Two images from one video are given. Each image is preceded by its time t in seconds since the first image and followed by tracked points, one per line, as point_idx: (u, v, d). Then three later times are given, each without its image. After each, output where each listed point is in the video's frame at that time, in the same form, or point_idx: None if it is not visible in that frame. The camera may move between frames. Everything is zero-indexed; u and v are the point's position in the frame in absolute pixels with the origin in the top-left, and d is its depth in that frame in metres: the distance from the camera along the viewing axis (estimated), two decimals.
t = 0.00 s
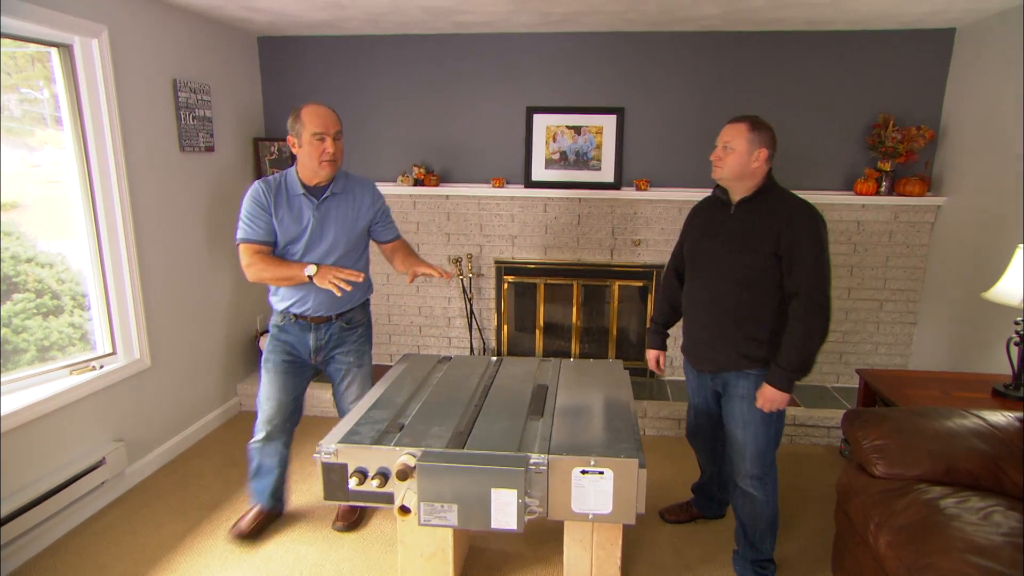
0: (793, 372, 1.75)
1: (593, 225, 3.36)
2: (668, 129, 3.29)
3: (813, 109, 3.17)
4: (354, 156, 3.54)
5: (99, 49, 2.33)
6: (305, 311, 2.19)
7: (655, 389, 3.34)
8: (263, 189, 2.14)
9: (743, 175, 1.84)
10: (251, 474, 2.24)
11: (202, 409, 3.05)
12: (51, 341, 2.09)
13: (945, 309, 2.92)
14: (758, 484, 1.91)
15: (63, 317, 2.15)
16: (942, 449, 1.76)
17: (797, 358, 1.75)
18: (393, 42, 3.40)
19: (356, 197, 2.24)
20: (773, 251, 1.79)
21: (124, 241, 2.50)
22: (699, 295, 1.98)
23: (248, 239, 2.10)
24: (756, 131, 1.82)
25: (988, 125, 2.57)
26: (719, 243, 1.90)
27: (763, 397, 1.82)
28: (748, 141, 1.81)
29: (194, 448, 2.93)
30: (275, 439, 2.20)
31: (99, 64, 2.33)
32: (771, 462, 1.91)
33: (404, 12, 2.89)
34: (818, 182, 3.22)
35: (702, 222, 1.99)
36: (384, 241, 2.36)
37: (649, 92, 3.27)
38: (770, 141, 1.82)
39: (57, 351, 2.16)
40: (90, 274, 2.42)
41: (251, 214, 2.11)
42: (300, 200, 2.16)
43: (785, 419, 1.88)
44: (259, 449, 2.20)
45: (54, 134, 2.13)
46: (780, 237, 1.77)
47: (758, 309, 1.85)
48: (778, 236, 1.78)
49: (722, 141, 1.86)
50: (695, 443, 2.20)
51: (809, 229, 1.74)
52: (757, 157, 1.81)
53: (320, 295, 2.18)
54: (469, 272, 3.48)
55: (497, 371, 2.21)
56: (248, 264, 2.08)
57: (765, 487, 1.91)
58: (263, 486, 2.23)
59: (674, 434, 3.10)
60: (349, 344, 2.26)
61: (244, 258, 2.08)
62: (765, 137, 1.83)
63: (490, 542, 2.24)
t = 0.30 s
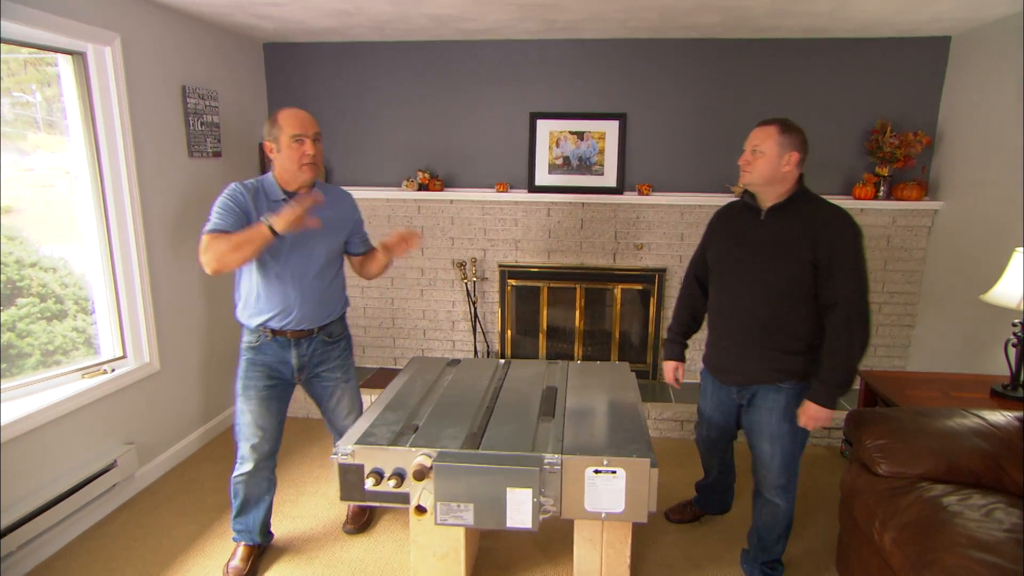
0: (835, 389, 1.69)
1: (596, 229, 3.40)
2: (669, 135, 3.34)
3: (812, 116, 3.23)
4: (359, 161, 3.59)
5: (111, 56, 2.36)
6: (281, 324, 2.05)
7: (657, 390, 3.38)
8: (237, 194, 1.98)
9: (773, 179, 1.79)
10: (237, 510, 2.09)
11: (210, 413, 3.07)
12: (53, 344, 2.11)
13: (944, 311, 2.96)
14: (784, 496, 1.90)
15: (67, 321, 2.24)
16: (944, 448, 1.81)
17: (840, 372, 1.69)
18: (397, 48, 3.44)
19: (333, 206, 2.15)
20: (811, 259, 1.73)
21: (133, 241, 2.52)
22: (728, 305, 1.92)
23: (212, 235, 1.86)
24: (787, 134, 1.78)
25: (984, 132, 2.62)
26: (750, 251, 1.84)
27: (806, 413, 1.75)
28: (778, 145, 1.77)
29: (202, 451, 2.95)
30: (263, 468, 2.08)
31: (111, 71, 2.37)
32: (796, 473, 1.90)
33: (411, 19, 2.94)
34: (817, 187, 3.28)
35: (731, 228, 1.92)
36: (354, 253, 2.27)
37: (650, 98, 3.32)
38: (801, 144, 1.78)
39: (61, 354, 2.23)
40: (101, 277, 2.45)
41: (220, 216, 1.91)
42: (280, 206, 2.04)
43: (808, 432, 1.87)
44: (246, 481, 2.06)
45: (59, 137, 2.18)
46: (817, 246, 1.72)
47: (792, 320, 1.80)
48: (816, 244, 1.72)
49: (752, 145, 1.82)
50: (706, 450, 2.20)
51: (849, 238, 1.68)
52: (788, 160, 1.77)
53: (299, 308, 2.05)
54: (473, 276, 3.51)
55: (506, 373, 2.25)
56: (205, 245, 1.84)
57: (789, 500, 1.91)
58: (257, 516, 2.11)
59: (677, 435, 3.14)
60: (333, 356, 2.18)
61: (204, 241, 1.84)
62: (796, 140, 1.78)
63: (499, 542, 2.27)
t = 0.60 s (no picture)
0: (869, 396, 1.71)
1: (599, 233, 3.45)
2: (670, 140, 3.40)
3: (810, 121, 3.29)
4: (364, 166, 3.63)
5: (126, 64, 2.42)
6: (269, 332, 1.93)
7: (659, 391, 3.43)
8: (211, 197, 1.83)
9: (796, 184, 1.78)
10: (244, 513, 2.09)
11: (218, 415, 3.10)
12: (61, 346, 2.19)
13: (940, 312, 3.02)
14: (803, 498, 1.91)
15: (71, 325, 2.31)
16: (944, 444, 1.86)
17: (875, 378, 1.70)
18: (402, 55, 3.48)
19: (315, 205, 2.01)
20: (841, 265, 1.73)
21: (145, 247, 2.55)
22: (752, 312, 1.90)
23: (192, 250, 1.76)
24: (810, 138, 1.77)
25: (979, 136, 2.69)
26: (777, 257, 1.82)
27: (842, 424, 1.76)
28: (801, 149, 1.76)
29: (210, 453, 2.97)
30: (262, 474, 2.05)
31: (125, 78, 2.42)
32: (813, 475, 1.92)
33: (417, 26, 2.99)
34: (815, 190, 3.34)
35: (756, 234, 1.90)
36: (335, 252, 2.13)
37: (652, 103, 3.38)
38: (824, 149, 1.76)
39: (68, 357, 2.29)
40: (113, 280, 2.49)
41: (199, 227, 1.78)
42: (260, 209, 1.88)
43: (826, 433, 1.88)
44: (247, 487, 2.03)
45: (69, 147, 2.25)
46: (847, 251, 1.71)
47: (822, 327, 1.79)
48: (845, 249, 1.71)
49: (774, 150, 1.81)
50: (714, 460, 2.13)
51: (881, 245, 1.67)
52: (810, 164, 1.76)
53: (287, 313, 1.94)
54: (477, 279, 3.56)
55: (515, 374, 2.30)
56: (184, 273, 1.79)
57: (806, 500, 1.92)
58: (265, 517, 2.11)
59: (680, 435, 3.18)
60: (321, 357, 2.08)
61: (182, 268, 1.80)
62: (819, 145, 1.78)
63: (508, 539, 2.30)
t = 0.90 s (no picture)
0: (874, 394, 1.73)
1: (600, 232, 3.50)
2: (669, 140, 3.46)
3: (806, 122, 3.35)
4: (367, 165, 3.67)
5: (136, 64, 2.46)
6: (284, 335, 1.89)
7: (658, 388, 3.49)
8: (220, 200, 1.77)
9: (802, 185, 1.75)
10: (255, 509, 2.10)
11: (224, 411, 3.13)
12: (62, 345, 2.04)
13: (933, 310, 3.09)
14: (805, 492, 1.91)
15: (75, 323, 2.17)
16: (938, 436, 1.92)
17: (881, 378, 1.72)
18: (405, 55, 3.53)
19: (324, 205, 1.98)
20: (848, 265, 1.72)
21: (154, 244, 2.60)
22: (755, 312, 1.86)
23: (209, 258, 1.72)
24: (813, 139, 1.74)
25: (971, 137, 2.75)
26: (785, 257, 1.78)
27: (846, 421, 1.78)
28: (805, 150, 1.73)
29: (216, 448, 3.01)
30: (273, 475, 2.04)
31: (135, 78, 2.47)
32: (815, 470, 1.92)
33: (422, 28, 3.03)
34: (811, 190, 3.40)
35: (759, 234, 1.85)
36: (343, 252, 2.16)
37: (651, 104, 3.43)
38: (829, 148, 1.73)
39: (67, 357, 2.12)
40: (123, 276, 2.53)
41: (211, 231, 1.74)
42: (272, 211, 1.83)
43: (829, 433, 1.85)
44: (258, 489, 2.04)
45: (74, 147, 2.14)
46: (856, 251, 1.70)
47: (828, 327, 1.77)
48: (854, 249, 1.70)
49: (777, 151, 1.77)
50: (739, 483, 1.94)
51: (886, 245, 1.69)
52: (816, 165, 1.73)
53: (302, 316, 1.90)
54: (479, 277, 3.61)
55: (519, 370, 2.35)
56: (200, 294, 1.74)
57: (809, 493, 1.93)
58: (275, 513, 2.14)
59: (679, 430, 3.24)
60: (332, 361, 2.05)
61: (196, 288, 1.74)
62: (824, 144, 1.74)
63: (513, 532, 2.35)
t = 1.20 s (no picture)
0: (867, 394, 1.71)
1: (596, 230, 3.54)
2: (664, 140, 3.51)
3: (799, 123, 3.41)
4: (366, 163, 3.70)
5: (138, 61, 2.49)
6: (296, 332, 1.89)
7: (653, 384, 3.53)
8: (235, 193, 1.78)
9: (793, 185, 1.73)
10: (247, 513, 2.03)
11: (223, 406, 3.16)
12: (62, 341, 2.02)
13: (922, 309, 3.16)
14: (796, 488, 1.95)
15: (72, 319, 2.12)
16: (926, 430, 1.98)
17: (875, 379, 1.71)
18: (404, 54, 3.56)
19: (335, 203, 2.00)
20: (843, 265, 1.69)
21: (155, 241, 2.63)
22: (749, 313, 1.83)
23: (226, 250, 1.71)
24: (803, 138, 1.72)
25: (959, 139, 2.82)
26: (780, 258, 1.75)
27: (835, 418, 1.76)
28: (795, 150, 1.71)
29: (216, 442, 3.04)
30: (273, 481, 2.00)
31: (137, 75, 2.50)
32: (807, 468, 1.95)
33: (421, 27, 3.06)
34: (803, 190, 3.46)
35: (754, 233, 1.81)
36: (357, 250, 2.19)
37: (647, 104, 3.48)
38: (819, 148, 1.71)
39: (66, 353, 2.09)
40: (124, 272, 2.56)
41: (227, 223, 1.73)
42: (287, 206, 1.84)
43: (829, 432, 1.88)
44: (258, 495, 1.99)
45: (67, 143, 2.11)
46: (851, 249, 1.68)
47: (823, 327, 1.75)
48: (849, 248, 1.68)
49: (767, 151, 1.75)
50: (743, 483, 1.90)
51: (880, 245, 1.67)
52: (805, 165, 1.71)
53: (314, 312, 1.91)
54: (477, 274, 3.64)
55: (516, 365, 2.39)
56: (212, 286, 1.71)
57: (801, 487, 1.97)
58: (269, 520, 2.07)
59: (673, 426, 3.29)
60: (341, 363, 2.05)
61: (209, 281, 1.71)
62: (812, 145, 1.72)
63: (510, 525, 2.39)
